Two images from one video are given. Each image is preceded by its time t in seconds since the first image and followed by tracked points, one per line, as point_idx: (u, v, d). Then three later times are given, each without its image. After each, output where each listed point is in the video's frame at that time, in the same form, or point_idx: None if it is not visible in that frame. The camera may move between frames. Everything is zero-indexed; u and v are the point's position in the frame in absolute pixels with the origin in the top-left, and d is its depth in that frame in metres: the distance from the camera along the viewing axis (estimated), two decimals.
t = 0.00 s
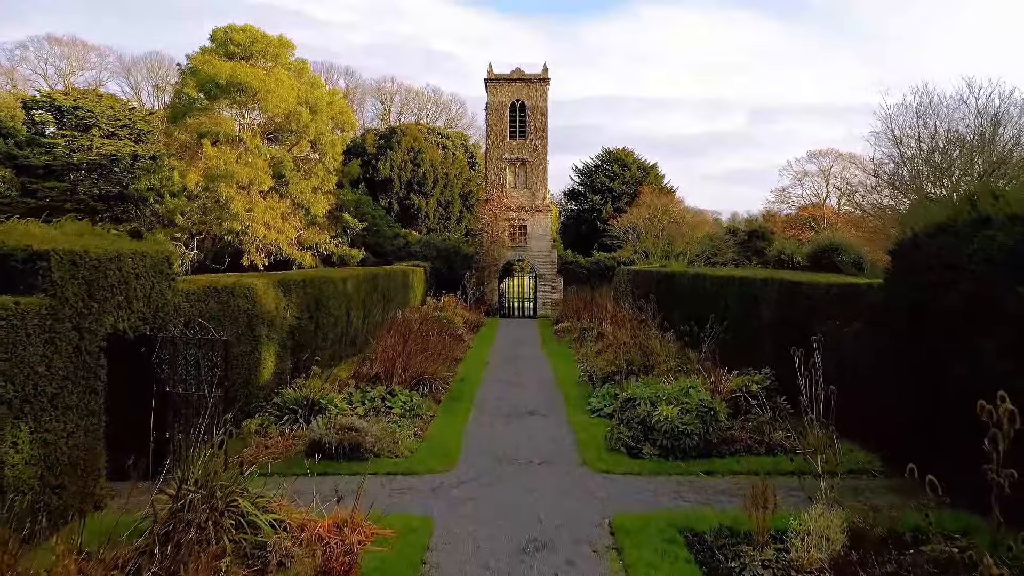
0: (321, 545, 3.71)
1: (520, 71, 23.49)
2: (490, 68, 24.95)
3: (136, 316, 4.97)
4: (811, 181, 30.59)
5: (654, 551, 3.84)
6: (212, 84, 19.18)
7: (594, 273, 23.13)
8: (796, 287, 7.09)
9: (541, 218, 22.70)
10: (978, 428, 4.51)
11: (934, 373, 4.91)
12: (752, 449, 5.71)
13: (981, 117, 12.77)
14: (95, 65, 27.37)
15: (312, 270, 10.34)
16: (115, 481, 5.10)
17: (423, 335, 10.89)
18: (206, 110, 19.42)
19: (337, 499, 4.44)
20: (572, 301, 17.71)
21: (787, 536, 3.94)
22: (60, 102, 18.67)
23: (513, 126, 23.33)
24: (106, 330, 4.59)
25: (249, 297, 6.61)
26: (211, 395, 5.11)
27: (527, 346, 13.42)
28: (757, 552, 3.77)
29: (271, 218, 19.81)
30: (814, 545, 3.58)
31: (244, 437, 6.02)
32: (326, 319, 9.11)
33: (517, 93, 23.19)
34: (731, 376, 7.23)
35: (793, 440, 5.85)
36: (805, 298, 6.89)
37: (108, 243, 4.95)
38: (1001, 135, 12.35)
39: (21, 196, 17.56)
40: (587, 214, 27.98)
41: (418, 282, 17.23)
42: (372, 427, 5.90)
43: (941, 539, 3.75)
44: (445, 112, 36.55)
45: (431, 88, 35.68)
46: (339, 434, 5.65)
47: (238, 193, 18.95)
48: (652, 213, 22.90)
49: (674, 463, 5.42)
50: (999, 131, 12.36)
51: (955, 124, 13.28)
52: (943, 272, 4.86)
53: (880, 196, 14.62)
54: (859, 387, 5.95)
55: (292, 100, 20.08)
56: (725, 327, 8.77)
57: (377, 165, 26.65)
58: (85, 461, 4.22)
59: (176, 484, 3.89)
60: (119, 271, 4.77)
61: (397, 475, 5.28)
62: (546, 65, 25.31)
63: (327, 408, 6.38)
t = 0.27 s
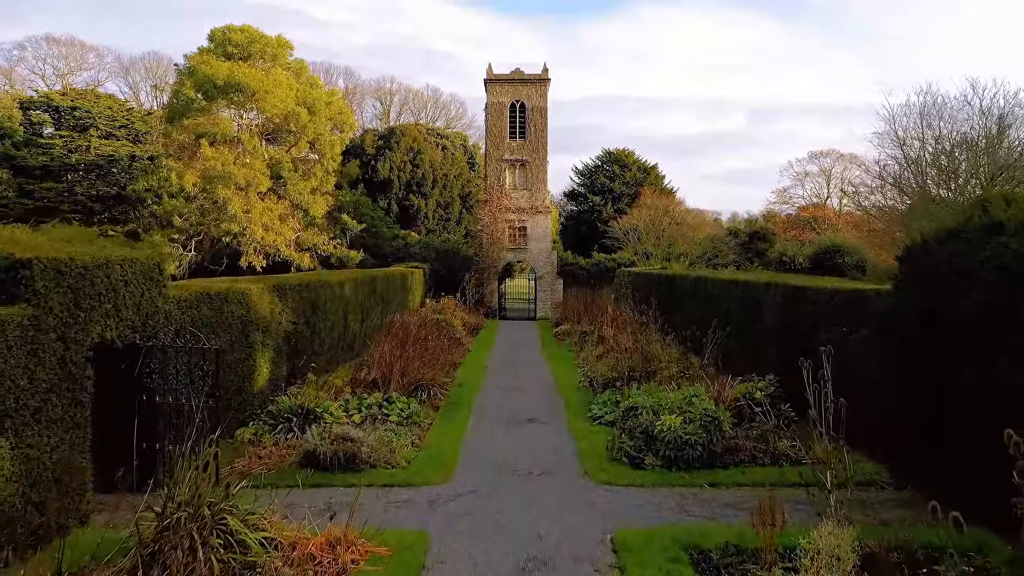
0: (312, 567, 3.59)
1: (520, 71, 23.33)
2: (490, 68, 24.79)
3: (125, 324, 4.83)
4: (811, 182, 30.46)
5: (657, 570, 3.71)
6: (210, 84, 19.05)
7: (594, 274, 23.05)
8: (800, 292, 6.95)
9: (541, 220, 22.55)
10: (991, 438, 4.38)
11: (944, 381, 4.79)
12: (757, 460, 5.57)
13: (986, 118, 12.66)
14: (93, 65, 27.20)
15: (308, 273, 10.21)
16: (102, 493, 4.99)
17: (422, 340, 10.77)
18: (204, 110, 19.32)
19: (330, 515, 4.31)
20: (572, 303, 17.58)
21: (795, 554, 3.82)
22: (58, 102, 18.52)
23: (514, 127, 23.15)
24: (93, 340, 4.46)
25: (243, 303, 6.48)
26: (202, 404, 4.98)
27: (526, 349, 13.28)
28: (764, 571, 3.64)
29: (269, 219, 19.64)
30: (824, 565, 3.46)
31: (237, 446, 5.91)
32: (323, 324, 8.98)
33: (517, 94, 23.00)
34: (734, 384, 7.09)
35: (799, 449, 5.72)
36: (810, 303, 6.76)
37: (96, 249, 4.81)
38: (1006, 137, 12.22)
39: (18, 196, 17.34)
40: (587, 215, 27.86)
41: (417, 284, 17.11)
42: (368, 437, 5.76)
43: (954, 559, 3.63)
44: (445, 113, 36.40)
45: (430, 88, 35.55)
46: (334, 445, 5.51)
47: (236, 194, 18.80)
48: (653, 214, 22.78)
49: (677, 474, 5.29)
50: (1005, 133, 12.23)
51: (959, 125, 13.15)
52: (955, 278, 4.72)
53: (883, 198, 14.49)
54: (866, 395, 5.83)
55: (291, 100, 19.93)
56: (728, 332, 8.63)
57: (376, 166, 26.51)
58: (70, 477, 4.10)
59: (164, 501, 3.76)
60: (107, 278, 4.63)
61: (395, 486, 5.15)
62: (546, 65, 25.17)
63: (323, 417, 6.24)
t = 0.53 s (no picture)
0: None
1: (520, 71, 23.17)
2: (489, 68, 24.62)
3: (115, 332, 4.71)
4: (812, 182, 30.35)
5: None
6: (208, 85, 18.95)
7: (595, 275, 23.00)
8: (804, 296, 6.84)
9: (541, 221, 22.41)
10: (1002, 446, 4.28)
11: (950, 386, 4.70)
12: (762, 470, 5.45)
13: (990, 119, 12.54)
14: (92, 65, 27.10)
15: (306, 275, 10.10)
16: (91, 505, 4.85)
17: (420, 344, 10.68)
18: (202, 111, 19.23)
19: (325, 529, 4.20)
20: (573, 305, 17.51)
21: (802, 570, 3.72)
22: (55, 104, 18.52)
23: (513, 128, 22.97)
24: (82, 347, 4.36)
25: (236, 307, 6.38)
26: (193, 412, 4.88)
27: (526, 352, 13.17)
28: None
29: (267, 221, 19.50)
30: None
31: (231, 455, 5.82)
32: (320, 327, 8.87)
33: (516, 94, 22.83)
34: (738, 390, 6.99)
35: (804, 458, 5.62)
36: (814, 308, 6.64)
37: (85, 254, 4.70)
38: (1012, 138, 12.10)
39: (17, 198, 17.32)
40: (587, 215, 27.76)
41: (416, 286, 17.02)
42: (364, 445, 5.65)
43: None
44: (445, 113, 36.28)
45: (430, 88, 35.47)
46: (330, 454, 5.39)
47: (235, 195, 18.68)
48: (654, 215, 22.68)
49: (680, 485, 5.17)
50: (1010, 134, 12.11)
51: (963, 126, 13.03)
52: (963, 283, 4.60)
53: (885, 199, 14.39)
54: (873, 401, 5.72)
55: (289, 100, 19.79)
56: (730, 336, 8.53)
57: (375, 167, 26.42)
58: (58, 490, 4.00)
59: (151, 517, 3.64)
60: (97, 284, 4.52)
61: (392, 497, 5.04)
62: (546, 65, 24.99)
63: (319, 425, 6.14)
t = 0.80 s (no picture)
0: None
1: (520, 71, 23.02)
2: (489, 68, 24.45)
3: (105, 339, 4.60)
4: (813, 183, 30.23)
5: None
6: (207, 86, 18.84)
7: (595, 276, 22.95)
8: (810, 301, 6.73)
9: (541, 222, 22.28)
10: (1012, 458, 4.16)
11: (958, 395, 4.59)
12: (768, 479, 5.35)
13: (996, 121, 12.42)
14: (91, 65, 27.01)
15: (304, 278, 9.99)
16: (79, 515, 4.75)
17: (418, 348, 10.57)
18: (200, 112, 19.13)
19: (319, 543, 4.09)
20: (573, 307, 17.40)
21: None
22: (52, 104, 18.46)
23: (513, 128, 22.79)
24: (72, 357, 4.25)
25: (231, 313, 6.27)
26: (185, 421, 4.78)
27: (526, 356, 13.06)
28: None
29: (265, 222, 19.35)
30: None
31: (226, 464, 5.71)
32: (317, 331, 8.76)
33: (516, 94, 22.66)
34: (742, 396, 6.88)
35: (809, 466, 5.52)
36: (820, 313, 6.53)
37: (74, 260, 4.59)
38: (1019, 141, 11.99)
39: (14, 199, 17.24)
40: (587, 216, 27.66)
41: (416, 288, 16.92)
42: (361, 454, 5.54)
43: None
44: (444, 113, 36.17)
45: (430, 88, 35.36)
46: (326, 464, 5.28)
47: (233, 196, 18.56)
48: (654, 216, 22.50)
49: (683, 495, 5.06)
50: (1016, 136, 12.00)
51: (967, 127, 12.90)
52: (974, 290, 4.49)
53: (888, 200, 14.29)
54: (880, 410, 5.60)
55: (288, 101, 19.64)
56: (734, 341, 8.42)
57: (374, 167, 26.32)
58: (46, 504, 3.90)
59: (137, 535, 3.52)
60: (86, 292, 4.41)
61: (389, 508, 4.93)
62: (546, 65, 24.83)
63: (316, 432, 6.03)
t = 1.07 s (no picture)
0: None
1: (520, 71, 22.87)
2: (489, 68, 24.29)
3: (96, 347, 4.48)
4: (814, 183, 30.11)
5: None
6: (204, 86, 18.69)
7: (596, 278, 22.95)
8: (815, 305, 6.62)
9: (541, 223, 22.14)
10: None
11: (964, 402, 4.51)
12: (773, 489, 5.24)
13: (1002, 122, 12.29)
14: (89, 65, 26.89)
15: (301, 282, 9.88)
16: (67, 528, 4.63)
17: (417, 353, 10.45)
18: (198, 112, 19.00)
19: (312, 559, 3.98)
20: (574, 309, 17.30)
21: None
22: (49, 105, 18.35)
23: (513, 129, 22.63)
24: (60, 366, 4.14)
25: (225, 319, 6.16)
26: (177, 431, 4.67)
27: (525, 359, 12.94)
28: None
29: (264, 223, 19.23)
30: None
31: (220, 473, 5.60)
32: (315, 336, 8.66)
33: (516, 95, 22.51)
34: (745, 403, 6.77)
35: (815, 476, 5.40)
36: (825, 318, 6.42)
37: (62, 267, 4.48)
38: None
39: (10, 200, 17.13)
40: (587, 217, 27.56)
41: (415, 290, 16.82)
42: (357, 464, 5.44)
43: None
44: (444, 114, 36.05)
45: (429, 88, 35.23)
46: (322, 475, 5.16)
47: (231, 198, 18.45)
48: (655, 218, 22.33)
49: (686, 507, 4.96)
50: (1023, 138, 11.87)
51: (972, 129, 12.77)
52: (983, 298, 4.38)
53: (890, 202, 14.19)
54: (887, 417, 5.49)
55: (286, 101, 19.51)
56: (737, 345, 8.30)
57: (373, 168, 26.22)
58: (31, 519, 3.79)
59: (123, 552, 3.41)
60: (75, 299, 4.30)
61: (386, 520, 4.82)
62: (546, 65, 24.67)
63: (311, 441, 5.92)
